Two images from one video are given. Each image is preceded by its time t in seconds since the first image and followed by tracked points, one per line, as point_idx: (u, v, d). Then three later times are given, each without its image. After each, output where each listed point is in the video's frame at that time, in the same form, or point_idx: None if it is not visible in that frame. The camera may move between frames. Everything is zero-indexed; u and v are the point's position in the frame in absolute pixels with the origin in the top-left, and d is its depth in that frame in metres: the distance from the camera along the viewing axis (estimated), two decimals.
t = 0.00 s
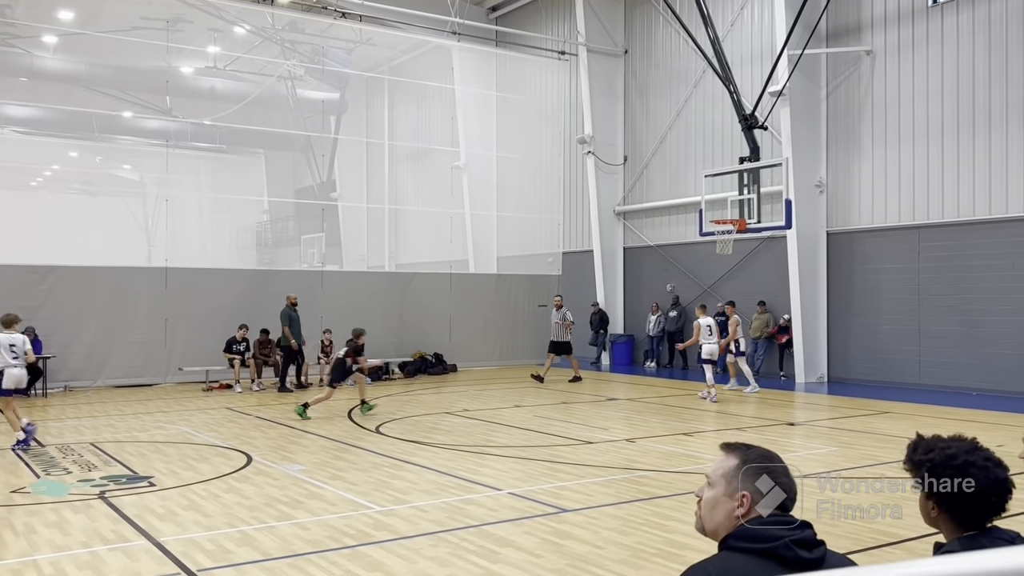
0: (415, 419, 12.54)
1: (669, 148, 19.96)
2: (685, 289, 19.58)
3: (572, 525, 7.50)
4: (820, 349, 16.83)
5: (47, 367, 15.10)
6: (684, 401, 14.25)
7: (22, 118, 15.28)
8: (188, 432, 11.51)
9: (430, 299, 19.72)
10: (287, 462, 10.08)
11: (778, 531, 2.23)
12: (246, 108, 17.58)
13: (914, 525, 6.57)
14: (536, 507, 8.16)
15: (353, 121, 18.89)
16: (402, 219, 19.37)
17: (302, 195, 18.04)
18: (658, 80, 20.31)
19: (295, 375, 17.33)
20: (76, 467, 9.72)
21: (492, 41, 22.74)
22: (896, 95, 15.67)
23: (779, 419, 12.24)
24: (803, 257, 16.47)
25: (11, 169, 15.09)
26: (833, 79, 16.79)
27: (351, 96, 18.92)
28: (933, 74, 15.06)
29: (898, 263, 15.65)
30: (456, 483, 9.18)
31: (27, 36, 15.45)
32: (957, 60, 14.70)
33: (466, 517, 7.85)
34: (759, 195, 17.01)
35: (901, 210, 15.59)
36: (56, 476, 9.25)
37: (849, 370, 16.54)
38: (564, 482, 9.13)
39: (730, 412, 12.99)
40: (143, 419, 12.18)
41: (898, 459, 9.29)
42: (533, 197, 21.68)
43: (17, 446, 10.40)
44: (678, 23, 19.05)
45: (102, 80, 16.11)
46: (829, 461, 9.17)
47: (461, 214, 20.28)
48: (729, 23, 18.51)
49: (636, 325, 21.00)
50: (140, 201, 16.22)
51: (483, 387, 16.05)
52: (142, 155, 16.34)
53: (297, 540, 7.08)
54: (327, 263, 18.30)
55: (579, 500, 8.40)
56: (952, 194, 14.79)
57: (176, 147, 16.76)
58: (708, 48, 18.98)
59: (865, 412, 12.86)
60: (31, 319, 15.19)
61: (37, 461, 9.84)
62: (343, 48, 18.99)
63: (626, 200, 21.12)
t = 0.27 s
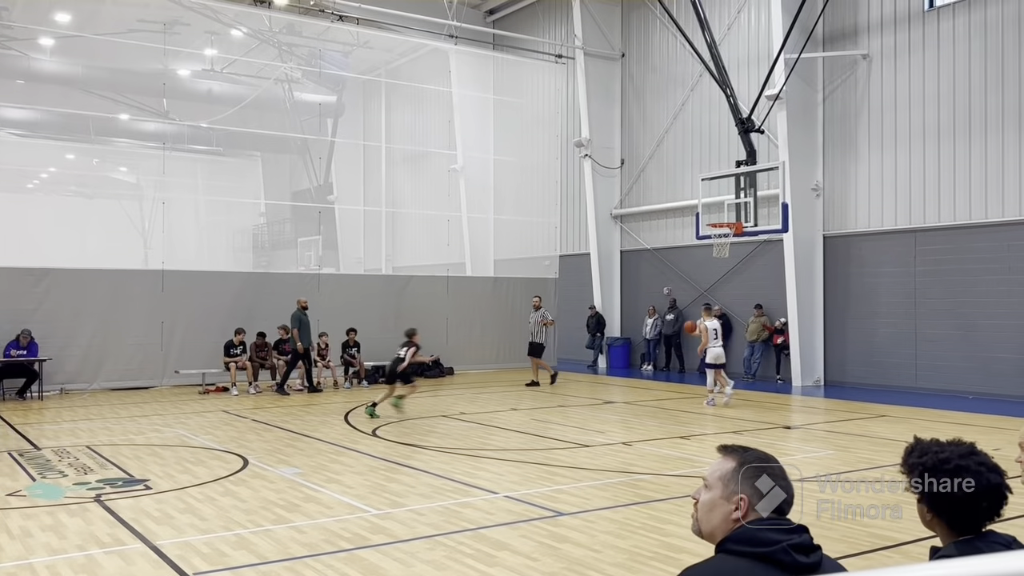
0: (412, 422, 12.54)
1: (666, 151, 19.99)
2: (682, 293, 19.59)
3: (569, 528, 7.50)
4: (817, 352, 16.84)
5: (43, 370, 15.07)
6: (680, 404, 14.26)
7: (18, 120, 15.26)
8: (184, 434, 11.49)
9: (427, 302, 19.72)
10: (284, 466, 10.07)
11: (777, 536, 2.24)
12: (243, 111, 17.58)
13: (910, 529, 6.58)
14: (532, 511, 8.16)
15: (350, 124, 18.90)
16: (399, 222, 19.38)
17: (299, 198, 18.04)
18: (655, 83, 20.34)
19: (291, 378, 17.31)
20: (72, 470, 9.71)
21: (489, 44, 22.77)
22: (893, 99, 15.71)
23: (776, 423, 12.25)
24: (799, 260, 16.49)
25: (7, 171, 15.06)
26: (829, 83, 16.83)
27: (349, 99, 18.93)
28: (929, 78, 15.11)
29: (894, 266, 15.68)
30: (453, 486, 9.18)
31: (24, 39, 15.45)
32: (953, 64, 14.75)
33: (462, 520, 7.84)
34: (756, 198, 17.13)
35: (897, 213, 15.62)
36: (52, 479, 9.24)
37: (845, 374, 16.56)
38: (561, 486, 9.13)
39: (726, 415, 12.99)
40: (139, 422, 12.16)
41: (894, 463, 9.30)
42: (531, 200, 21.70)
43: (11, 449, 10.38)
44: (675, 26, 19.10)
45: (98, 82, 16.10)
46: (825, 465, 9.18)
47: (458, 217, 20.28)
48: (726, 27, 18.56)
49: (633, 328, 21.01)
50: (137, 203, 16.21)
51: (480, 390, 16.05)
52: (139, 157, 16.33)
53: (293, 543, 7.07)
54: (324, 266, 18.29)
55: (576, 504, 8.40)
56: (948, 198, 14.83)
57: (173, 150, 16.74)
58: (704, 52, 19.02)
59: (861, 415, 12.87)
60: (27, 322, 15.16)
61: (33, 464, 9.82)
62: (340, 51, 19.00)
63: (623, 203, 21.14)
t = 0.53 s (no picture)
0: (410, 425, 12.53)
1: (665, 155, 20.01)
2: (680, 296, 19.61)
3: (567, 532, 7.50)
4: (815, 355, 16.86)
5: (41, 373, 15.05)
6: (679, 407, 14.26)
7: (17, 123, 15.26)
8: (182, 437, 11.49)
9: (426, 305, 19.72)
10: (282, 469, 10.07)
11: (775, 541, 2.25)
12: (241, 114, 17.59)
13: (908, 533, 6.58)
14: (530, 515, 8.16)
15: (348, 127, 18.91)
16: (398, 225, 19.38)
17: (297, 201, 18.03)
18: (653, 87, 20.37)
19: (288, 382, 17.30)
20: (70, 473, 9.70)
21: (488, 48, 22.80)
22: (890, 104, 15.74)
23: (774, 427, 12.26)
24: (798, 263, 16.50)
25: (5, 174, 15.05)
26: (827, 87, 16.86)
27: (347, 103, 18.95)
28: (927, 82, 15.14)
29: (892, 270, 15.69)
30: (451, 490, 9.18)
31: (23, 42, 15.45)
32: (950, 68, 14.79)
33: (460, 524, 7.84)
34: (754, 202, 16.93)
35: (895, 217, 15.64)
36: (49, 482, 9.24)
37: (843, 377, 16.57)
38: (559, 489, 9.13)
39: (724, 419, 13.00)
40: (137, 425, 12.15)
41: (892, 467, 9.30)
42: (529, 203, 21.71)
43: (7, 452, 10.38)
44: (674, 30, 19.14)
45: (97, 85, 16.09)
46: (823, 469, 9.18)
47: (457, 220, 20.29)
48: (724, 31, 18.60)
49: (631, 331, 21.02)
50: (135, 206, 16.20)
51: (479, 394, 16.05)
52: (138, 160, 16.32)
53: (291, 547, 7.07)
54: (322, 269, 18.29)
55: (574, 507, 8.40)
56: (946, 202, 14.84)
57: (171, 153, 16.73)
58: (703, 56, 19.05)
59: (859, 419, 12.89)
60: (24, 325, 15.14)
61: (30, 467, 9.82)
62: (339, 54, 19.01)
63: (621, 207, 21.15)
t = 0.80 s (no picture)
0: (410, 428, 12.53)
1: (665, 159, 20.02)
2: (680, 300, 19.62)
3: (566, 536, 7.49)
4: (815, 359, 16.85)
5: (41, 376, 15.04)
6: (679, 411, 14.25)
7: (18, 125, 15.28)
8: (182, 441, 11.48)
9: (425, 308, 19.71)
10: (281, 472, 10.06)
11: (772, 547, 2.27)
12: (242, 117, 17.61)
13: (909, 536, 6.58)
14: (530, 518, 8.15)
15: (349, 130, 18.93)
16: (398, 228, 19.40)
17: (297, 205, 18.04)
18: (653, 91, 20.39)
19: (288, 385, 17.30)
20: (70, 476, 9.70)
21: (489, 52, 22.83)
22: (891, 108, 15.75)
23: (774, 430, 12.26)
24: (798, 267, 16.50)
25: (6, 177, 15.05)
26: (827, 91, 16.88)
27: (348, 106, 18.97)
28: (928, 85, 15.15)
29: (892, 273, 15.70)
30: (450, 493, 9.17)
31: (24, 44, 15.45)
32: (950, 72, 14.80)
33: (460, 527, 7.84)
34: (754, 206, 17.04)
35: (895, 221, 15.64)
36: (48, 486, 9.24)
37: (843, 381, 16.56)
38: (559, 493, 9.12)
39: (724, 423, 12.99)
40: (136, 428, 12.14)
41: (892, 471, 9.30)
42: (529, 206, 21.72)
43: (6, 455, 10.37)
44: (674, 34, 19.16)
45: (98, 88, 16.11)
46: (823, 472, 9.18)
47: (457, 223, 20.30)
48: (724, 35, 18.63)
49: (631, 335, 21.01)
50: (136, 209, 16.20)
51: (479, 397, 16.05)
52: (138, 163, 16.33)
53: (291, 550, 7.06)
54: (322, 272, 18.30)
55: (573, 511, 8.39)
56: (946, 205, 14.85)
57: (172, 156, 16.74)
58: (703, 60, 19.07)
59: (858, 423, 12.88)
60: (24, 328, 15.14)
61: (30, 471, 9.81)
62: (340, 58, 19.03)
63: (621, 210, 21.17)
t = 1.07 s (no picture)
0: (413, 431, 12.53)
1: (667, 161, 20.02)
2: (683, 302, 19.61)
3: (569, 538, 7.49)
4: (817, 362, 16.83)
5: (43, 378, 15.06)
6: (682, 413, 14.24)
7: (21, 128, 15.30)
8: (184, 443, 11.48)
9: (428, 310, 19.71)
10: (284, 474, 10.07)
11: (774, 550, 2.28)
12: (245, 120, 17.63)
13: (911, 539, 6.57)
14: (532, 521, 8.15)
15: (351, 133, 18.95)
16: (400, 231, 19.41)
17: (300, 207, 18.05)
18: (656, 94, 20.39)
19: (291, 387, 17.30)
20: (72, 478, 9.72)
21: (491, 54, 22.86)
22: (893, 110, 15.75)
23: (777, 433, 12.25)
24: (800, 269, 16.49)
25: (9, 179, 15.07)
26: (830, 93, 16.88)
27: (350, 108, 18.98)
28: (930, 88, 15.14)
29: (895, 276, 15.69)
30: (452, 496, 9.17)
31: (27, 47, 15.47)
32: (953, 74, 14.79)
33: (462, 530, 7.84)
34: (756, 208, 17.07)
35: (897, 223, 15.64)
36: (51, 488, 9.25)
37: (846, 384, 16.55)
38: (561, 495, 9.12)
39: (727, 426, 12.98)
40: (139, 430, 12.15)
41: (894, 473, 9.29)
42: (531, 208, 21.71)
43: (9, 457, 10.38)
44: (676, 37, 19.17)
45: (101, 91, 16.14)
46: (826, 475, 9.17)
47: (459, 226, 20.31)
48: (726, 38, 18.63)
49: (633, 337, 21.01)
50: (138, 212, 16.23)
51: (481, 400, 16.04)
52: (141, 165, 16.36)
53: (293, 552, 7.07)
54: (324, 275, 18.31)
55: (576, 513, 8.39)
56: (949, 207, 14.83)
57: (175, 158, 16.77)
58: (705, 62, 19.08)
59: (861, 426, 12.87)
60: (27, 330, 15.15)
61: (33, 473, 9.83)
62: (342, 60, 19.05)
63: (624, 213, 21.17)
